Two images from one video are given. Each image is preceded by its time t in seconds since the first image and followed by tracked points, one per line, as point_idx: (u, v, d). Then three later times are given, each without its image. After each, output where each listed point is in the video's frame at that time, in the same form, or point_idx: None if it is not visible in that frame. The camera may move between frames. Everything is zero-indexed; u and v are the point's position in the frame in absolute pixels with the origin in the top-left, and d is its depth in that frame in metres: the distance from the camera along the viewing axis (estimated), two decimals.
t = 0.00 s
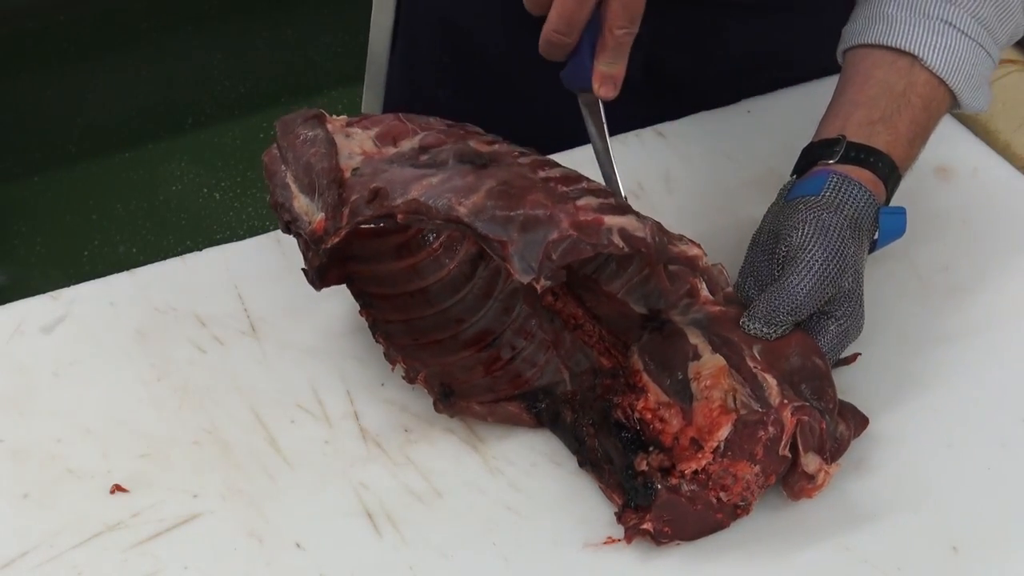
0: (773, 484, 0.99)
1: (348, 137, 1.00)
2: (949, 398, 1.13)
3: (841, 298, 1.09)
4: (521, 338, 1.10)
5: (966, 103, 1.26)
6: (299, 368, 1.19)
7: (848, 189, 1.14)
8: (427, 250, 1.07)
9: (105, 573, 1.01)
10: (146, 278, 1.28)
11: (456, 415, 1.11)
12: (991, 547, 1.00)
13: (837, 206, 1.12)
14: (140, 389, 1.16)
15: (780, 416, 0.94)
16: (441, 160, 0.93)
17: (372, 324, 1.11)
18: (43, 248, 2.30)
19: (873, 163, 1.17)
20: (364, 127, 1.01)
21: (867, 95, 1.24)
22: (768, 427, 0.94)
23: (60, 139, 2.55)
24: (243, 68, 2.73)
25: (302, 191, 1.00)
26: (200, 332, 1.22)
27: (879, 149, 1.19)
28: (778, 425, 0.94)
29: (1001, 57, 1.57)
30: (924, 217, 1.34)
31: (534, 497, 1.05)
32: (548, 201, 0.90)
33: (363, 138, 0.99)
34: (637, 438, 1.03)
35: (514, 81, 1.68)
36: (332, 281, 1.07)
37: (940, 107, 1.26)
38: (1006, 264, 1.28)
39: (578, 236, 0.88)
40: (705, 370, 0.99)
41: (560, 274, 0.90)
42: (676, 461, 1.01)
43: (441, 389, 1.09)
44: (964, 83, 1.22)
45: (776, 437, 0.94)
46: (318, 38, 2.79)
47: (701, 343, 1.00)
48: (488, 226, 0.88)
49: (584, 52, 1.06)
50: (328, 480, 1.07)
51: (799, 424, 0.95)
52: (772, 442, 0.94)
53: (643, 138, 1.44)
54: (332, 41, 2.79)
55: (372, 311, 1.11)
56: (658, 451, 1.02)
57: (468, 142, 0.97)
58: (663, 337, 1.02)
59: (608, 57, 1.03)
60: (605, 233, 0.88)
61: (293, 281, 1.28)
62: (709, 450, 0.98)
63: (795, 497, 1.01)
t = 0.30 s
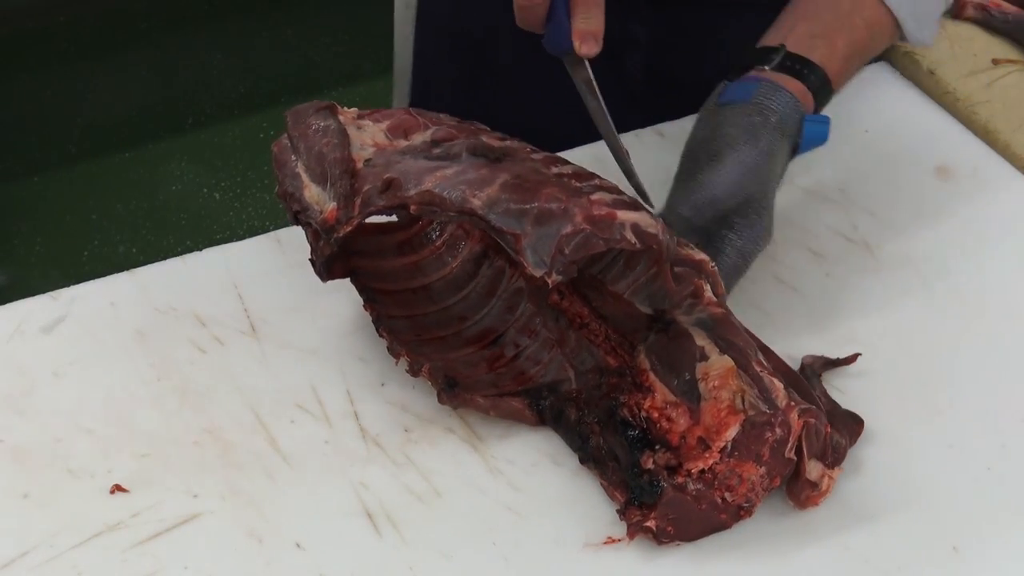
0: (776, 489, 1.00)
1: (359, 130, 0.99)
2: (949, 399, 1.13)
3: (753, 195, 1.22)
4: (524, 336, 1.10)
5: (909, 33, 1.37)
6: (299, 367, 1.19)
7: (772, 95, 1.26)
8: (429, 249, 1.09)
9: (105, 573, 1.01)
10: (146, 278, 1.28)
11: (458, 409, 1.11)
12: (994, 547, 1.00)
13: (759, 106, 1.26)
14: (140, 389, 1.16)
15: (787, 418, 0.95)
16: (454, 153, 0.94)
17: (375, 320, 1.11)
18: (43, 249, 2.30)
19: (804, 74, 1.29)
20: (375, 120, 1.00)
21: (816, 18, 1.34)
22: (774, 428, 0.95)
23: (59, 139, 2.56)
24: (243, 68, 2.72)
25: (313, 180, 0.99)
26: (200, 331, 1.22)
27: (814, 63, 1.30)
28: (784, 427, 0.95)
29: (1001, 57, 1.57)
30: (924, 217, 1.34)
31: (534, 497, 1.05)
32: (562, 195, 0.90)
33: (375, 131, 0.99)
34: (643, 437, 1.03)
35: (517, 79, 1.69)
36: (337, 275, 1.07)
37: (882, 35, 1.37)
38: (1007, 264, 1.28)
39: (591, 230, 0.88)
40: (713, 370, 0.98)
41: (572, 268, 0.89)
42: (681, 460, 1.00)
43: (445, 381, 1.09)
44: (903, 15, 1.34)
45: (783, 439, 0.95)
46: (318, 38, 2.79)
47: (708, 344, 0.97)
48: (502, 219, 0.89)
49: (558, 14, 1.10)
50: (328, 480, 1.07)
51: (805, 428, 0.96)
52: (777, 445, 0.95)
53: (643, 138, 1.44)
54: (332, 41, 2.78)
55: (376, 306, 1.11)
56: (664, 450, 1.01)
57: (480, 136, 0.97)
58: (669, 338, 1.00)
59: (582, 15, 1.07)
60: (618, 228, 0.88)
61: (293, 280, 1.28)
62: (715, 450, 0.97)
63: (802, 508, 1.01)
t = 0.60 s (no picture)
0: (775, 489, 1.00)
1: (356, 133, 1.00)
2: (949, 398, 1.13)
3: (726, 172, 1.19)
4: (524, 336, 1.10)
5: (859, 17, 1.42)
6: (299, 367, 1.19)
7: (732, 76, 1.25)
8: (430, 249, 1.11)
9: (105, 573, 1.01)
10: (146, 279, 1.29)
11: (458, 409, 1.12)
12: (994, 547, 1.00)
13: (723, 86, 1.23)
14: (140, 389, 1.17)
15: (786, 418, 0.94)
16: (451, 156, 0.94)
17: (375, 321, 1.14)
18: (43, 249, 2.30)
19: (761, 56, 1.31)
20: (372, 123, 1.01)
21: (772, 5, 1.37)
22: (774, 429, 0.94)
23: (60, 140, 2.56)
24: (242, 67, 2.72)
25: (310, 183, 0.99)
26: (200, 331, 1.22)
27: (770, 45, 1.32)
28: (784, 428, 0.95)
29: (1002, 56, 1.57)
30: (923, 217, 1.34)
31: (534, 497, 1.05)
32: (558, 198, 0.90)
33: (371, 134, 1.00)
34: (643, 437, 1.02)
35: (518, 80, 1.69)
36: (337, 277, 1.10)
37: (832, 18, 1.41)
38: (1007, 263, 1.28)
39: (588, 233, 0.88)
40: (712, 371, 0.96)
41: (570, 271, 0.89)
42: (681, 461, 0.99)
43: (445, 382, 1.10)
44: None
45: (783, 439, 0.95)
46: (318, 38, 2.79)
47: (707, 345, 0.97)
48: (498, 222, 0.88)
49: (554, 28, 1.02)
50: (328, 479, 1.07)
51: (805, 427, 0.96)
52: (777, 445, 0.95)
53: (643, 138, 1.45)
54: (332, 41, 2.77)
55: (376, 308, 1.13)
56: (664, 451, 1.00)
57: (477, 139, 0.98)
58: (668, 339, 1.00)
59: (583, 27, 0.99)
60: (615, 230, 0.88)
61: (293, 280, 1.29)
62: (715, 450, 0.96)
63: (801, 508, 1.01)
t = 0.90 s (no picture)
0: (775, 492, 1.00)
1: (385, 111, 1.00)
2: (950, 399, 1.13)
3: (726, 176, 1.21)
4: (530, 333, 1.09)
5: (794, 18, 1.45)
6: (299, 366, 1.19)
7: (705, 81, 1.25)
8: (436, 242, 1.09)
9: (104, 573, 1.01)
10: (146, 278, 1.29)
11: (462, 400, 1.12)
12: (994, 548, 1.00)
13: (705, 92, 1.23)
14: (140, 389, 1.17)
15: (793, 421, 0.96)
16: (484, 134, 0.96)
17: (383, 308, 1.12)
18: (43, 249, 2.30)
19: (715, 63, 1.28)
20: (401, 103, 1.01)
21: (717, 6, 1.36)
22: (781, 431, 0.96)
23: (59, 140, 2.56)
24: (243, 67, 2.72)
25: (339, 154, 0.97)
26: (200, 331, 1.23)
27: (719, 52, 1.30)
28: (790, 430, 0.96)
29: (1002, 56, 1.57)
30: (923, 217, 1.34)
31: (534, 497, 1.05)
32: (597, 174, 0.90)
33: (401, 113, 1.00)
34: (649, 434, 1.02)
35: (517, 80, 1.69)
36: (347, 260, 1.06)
37: (773, 20, 1.42)
38: (1008, 264, 1.28)
39: (618, 212, 0.86)
40: (721, 371, 0.98)
41: (595, 250, 0.88)
42: (688, 458, 1.00)
43: (451, 372, 1.10)
44: None
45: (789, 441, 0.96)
46: (318, 37, 2.79)
47: (715, 346, 0.98)
48: (537, 192, 0.88)
49: (585, 83, 1.04)
50: (329, 479, 1.07)
51: (811, 431, 0.97)
52: (783, 446, 0.96)
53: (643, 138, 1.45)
54: (332, 41, 2.78)
55: (384, 295, 1.11)
56: (670, 448, 1.00)
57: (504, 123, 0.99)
58: (676, 339, 1.01)
59: (611, 80, 0.98)
60: (644, 214, 0.87)
61: (293, 279, 1.28)
62: (723, 449, 0.97)
63: (800, 509, 1.01)
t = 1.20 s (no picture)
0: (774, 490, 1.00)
1: (374, 118, 0.98)
2: (950, 399, 1.13)
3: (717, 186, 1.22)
4: (527, 336, 1.10)
5: (768, 25, 1.47)
6: (299, 366, 1.19)
7: (696, 86, 1.21)
8: (433, 244, 1.10)
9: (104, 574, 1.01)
10: (146, 278, 1.29)
11: (460, 406, 1.12)
12: (994, 548, 1.00)
13: (698, 97, 1.19)
14: (140, 389, 1.16)
15: (789, 419, 0.95)
16: (473, 139, 0.96)
17: (379, 315, 1.12)
18: (43, 249, 2.30)
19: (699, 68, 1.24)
20: (390, 110, 1.00)
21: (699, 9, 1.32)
22: (777, 430, 0.95)
23: (59, 140, 2.56)
24: (243, 67, 2.72)
25: (329, 166, 0.96)
26: (200, 331, 1.23)
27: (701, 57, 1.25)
28: (787, 428, 0.95)
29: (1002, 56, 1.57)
30: (923, 217, 1.34)
31: (535, 497, 1.05)
32: (584, 176, 0.90)
33: (389, 120, 0.98)
34: (646, 437, 1.02)
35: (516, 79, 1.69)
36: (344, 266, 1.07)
37: (752, 26, 1.42)
38: (1008, 264, 1.28)
39: (607, 214, 0.87)
40: (715, 371, 0.96)
41: (585, 253, 0.89)
42: (684, 461, 0.99)
43: (447, 379, 1.10)
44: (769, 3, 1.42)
45: (785, 440, 0.95)
46: (317, 37, 2.79)
47: (710, 345, 0.97)
48: (525, 194, 0.89)
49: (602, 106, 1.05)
50: (328, 479, 1.07)
51: (806, 428, 0.97)
52: (780, 444, 0.96)
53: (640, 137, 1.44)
54: (332, 41, 2.78)
55: (380, 302, 1.12)
56: (667, 450, 1.00)
57: (493, 127, 0.99)
58: (671, 339, 1.00)
59: (624, 106, 0.96)
60: (631, 215, 0.87)
61: (293, 279, 1.28)
62: (718, 451, 0.96)
63: (800, 507, 1.01)
